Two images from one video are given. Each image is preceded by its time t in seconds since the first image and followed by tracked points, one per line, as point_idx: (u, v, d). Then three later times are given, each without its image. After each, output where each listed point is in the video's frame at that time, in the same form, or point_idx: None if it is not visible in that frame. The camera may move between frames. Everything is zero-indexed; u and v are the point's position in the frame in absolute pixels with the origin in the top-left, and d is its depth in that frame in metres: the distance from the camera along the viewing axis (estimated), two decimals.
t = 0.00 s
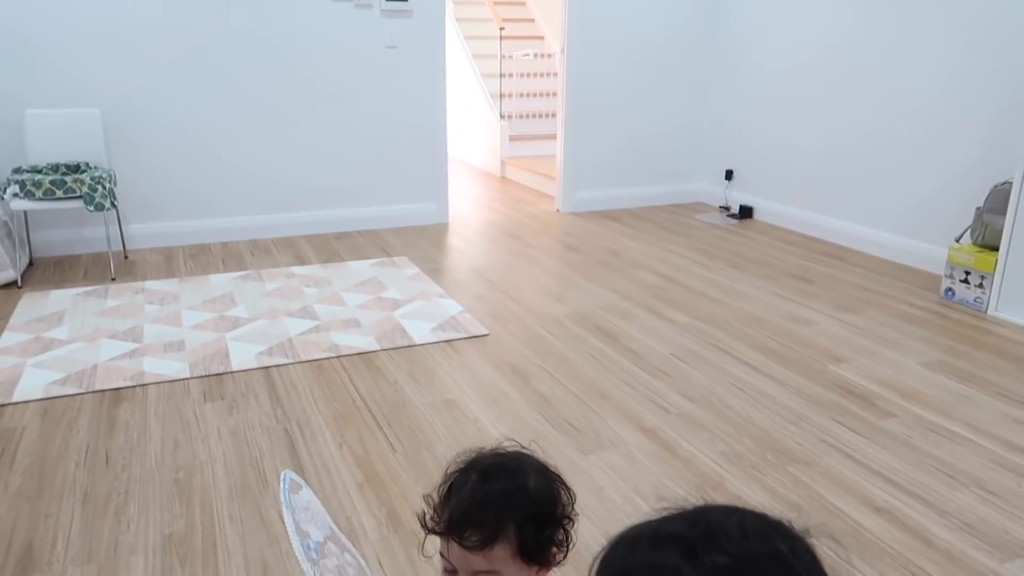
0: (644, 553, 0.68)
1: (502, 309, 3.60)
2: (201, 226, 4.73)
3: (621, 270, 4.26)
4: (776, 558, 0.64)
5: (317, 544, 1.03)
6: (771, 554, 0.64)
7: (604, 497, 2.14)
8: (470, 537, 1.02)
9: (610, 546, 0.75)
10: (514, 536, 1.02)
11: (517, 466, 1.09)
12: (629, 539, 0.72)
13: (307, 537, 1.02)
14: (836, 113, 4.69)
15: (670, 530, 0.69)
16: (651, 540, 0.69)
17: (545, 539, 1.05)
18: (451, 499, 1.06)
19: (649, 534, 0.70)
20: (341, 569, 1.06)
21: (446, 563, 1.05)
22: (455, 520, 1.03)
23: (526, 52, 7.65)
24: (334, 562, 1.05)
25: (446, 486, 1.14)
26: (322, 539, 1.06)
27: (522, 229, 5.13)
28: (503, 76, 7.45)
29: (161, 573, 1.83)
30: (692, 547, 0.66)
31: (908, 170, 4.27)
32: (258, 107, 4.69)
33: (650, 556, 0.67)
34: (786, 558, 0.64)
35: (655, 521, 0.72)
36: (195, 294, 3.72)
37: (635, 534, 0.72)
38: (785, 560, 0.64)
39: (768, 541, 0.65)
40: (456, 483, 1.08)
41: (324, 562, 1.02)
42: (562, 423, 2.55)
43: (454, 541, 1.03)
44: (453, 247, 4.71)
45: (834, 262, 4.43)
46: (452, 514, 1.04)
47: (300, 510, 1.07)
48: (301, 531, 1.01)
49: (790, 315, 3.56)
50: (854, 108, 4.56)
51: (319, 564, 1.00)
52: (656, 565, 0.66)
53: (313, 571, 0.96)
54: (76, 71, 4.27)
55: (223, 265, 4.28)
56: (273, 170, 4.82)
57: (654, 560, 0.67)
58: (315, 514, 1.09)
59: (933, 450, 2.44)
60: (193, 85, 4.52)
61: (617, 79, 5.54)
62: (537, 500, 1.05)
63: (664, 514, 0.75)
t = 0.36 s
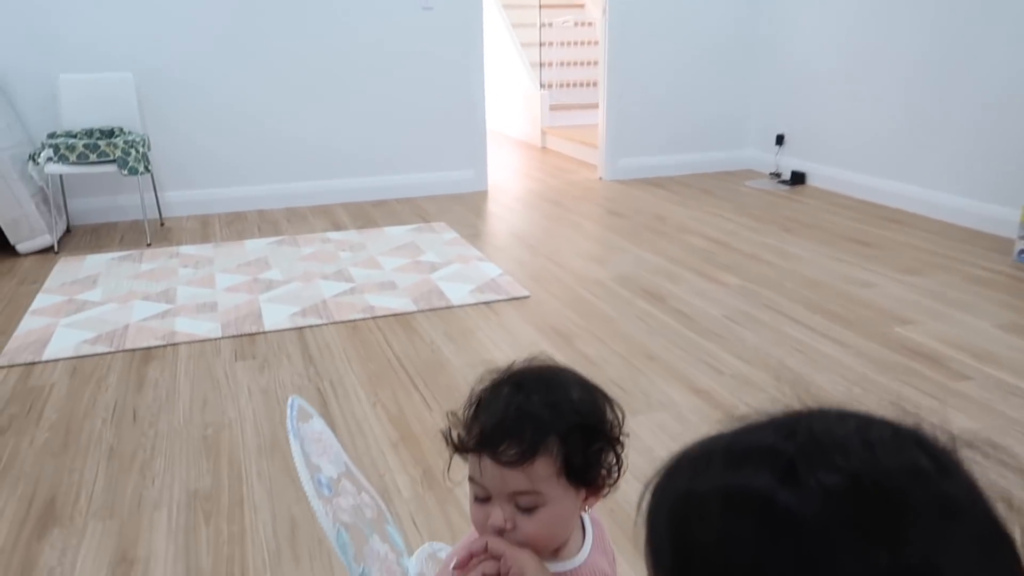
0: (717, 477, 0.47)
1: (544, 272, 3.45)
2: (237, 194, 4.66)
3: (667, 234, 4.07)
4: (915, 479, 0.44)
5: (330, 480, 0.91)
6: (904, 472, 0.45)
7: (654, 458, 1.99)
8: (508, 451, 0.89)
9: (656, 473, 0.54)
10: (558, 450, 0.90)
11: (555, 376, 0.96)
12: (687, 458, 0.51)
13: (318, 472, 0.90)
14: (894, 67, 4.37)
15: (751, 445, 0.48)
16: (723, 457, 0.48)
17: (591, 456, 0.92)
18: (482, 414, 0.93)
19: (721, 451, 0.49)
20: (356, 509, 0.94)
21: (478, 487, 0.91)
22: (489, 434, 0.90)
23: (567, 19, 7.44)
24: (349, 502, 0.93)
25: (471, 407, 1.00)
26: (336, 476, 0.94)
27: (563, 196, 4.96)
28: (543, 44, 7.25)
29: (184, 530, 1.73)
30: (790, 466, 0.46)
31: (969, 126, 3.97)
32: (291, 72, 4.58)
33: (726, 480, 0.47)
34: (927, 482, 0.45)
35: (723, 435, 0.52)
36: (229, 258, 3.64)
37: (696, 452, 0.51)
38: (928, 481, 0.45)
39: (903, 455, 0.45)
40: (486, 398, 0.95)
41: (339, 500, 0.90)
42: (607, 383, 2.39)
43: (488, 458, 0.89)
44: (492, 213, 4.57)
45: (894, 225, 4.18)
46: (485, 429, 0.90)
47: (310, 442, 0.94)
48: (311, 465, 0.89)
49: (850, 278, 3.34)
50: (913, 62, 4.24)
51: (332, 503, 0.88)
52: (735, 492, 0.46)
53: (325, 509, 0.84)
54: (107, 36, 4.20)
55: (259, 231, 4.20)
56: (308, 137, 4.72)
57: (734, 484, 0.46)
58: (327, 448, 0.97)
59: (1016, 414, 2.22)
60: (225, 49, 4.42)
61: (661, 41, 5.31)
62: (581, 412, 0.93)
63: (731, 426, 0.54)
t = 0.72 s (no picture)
0: (746, 356, 0.42)
1: (567, 220, 3.37)
2: (259, 140, 4.61)
3: (696, 184, 3.96)
4: (993, 346, 0.38)
5: (327, 394, 0.90)
6: (987, 337, 0.38)
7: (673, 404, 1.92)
8: (526, 342, 0.83)
9: (668, 360, 0.48)
10: (578, 346, 0.84)
11: (574, 277, 0.90)
12: (710, 339, 0.45)
13: (315, 385, 0.89)
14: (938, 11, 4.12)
15: (787, 318, 0.42)
16: (754, 334, 0.42)
17: (610, 359, 0.87)
18: (498, 306, 0.86)
19: (750, 327, 0.43)
20: (356, 424, 0.93)
21: (489, 383, 0.85)
22: (506, 324, 0.84)
23: None
24: (348, 417, 0.92)
25: (478, 313, 0.94)
26: (334, 390, 0.93)
27: (590, 146, 4.85)
28: None
29: (193, 462, 1.71)
30: (837, 336, 0.39)
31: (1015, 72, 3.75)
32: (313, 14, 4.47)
33: (759, 357, 0.41)
34: (1003, 346, 0.38)
35: (748, 311, 0.45)
36: (250, 202, 3.61)
37: (720, 332, 0.45)
38: (1012, 345, 0.38)
39: (986, 320, 0.39)
40: (501, 295, 0.89)
41: (337, 415, 0.90)
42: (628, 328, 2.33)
43: (504, 349, 0.83)
44: (517, 162, 4.48)
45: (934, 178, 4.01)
46: (502, 320, 0.84)
47: (308, 354, 0.94)
48: (307, 377, 0.88)
49: (885, 230, 3.21)
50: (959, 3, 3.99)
51: (330, 417, 0.87)
52: (768, 370, 0.40)
53: (321, 423, 0.84)
54: None
55: (280, 176, 4.16)
56: (331, 82, 4.64)
57: (766, 361, 0.40)
58: (326, 362, 0.96)
59: None
60: None
61: None
62: (601, 313, 0.87)
63: (752, 301, 0.48)
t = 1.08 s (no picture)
0: (790, 282, 0.41)
1: (580, 197, 3.34)
2: (272, 117, 4.59)
3: (712, 162, 3.91)
4: None
5: (324, 361, 0.88)
6: None
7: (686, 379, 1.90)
8: (562, 281, 0.82)
9: (703, 294, 0.48)
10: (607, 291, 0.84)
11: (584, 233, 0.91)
12: (749, 269, 0.44)
13: (312, 351, 0.88)
14: None
15: (832, 244, 0.41)
16: (798, 260, 0.41)
17: (629, 309, 0.87)
18: (524, 249, 0.84)
19: (794, 252, 0.42)
20: (354, 393, 0.91)
21: (520, 324, 0.82)
22: (541, 263, 0.82)
23: None
24: (346, 385, 0.91)
25: (479, 264, 0.91)
26: (331, 358, 0.92)
27: (605, 124, 4.79)
28: None
29: (204, 433, 1.72)
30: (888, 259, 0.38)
31: None
32: None
33: (805, 282, 0.40)
34: None
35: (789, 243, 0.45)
36: (262, 178, 3.60)
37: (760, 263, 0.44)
38: None
39: None
40: (519, 242, 0.87)
41: (335, 382, 0.88)
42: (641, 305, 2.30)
43: (538, 288, 0.81)
44: (530, 140, 4.44)
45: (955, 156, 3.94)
46: (532, 260, 0.82)
47: (305, 322, 0.92)
48: (304, 344, 0.87)
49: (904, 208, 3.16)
50: None
51: (327, 384, 0.85)
52: (813, 297, 0.39)
53: (318, 389, 0.82)
54: None
55: (293, 154, 4.14)
56: (343, 59, 4.61)
57: (813, 285, 0.40)
58: (322, 330, 0.94)
59: None
60: None
61: None
62: (620, 265, 0.88)
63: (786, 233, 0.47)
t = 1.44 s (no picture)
0: (804, 235, 0.42)
1: (587, 171, 3.32)
2: (276, 90, 4.56)
3: (720, 136, 3.88)
4: None
5: (329, 329, 0.90)
6: None
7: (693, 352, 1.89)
8: (554, 244, 0.80)
9: (718, 248, 0.49)
10: (598, 253, 0.82)
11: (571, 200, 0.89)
12: (762, 223, 0.46)
13: (316, 319, 0.89)
14: None
15: (846, 196, 0.42)
16: (812, 213, 0.43)
17: (620, 271, 0.86)
18: (514, 214, 0.83)
19: (806, 206, 0.43)
20: (359, 360, 0.93)
21: (514, 288, 0.79)
22: (533, 225, 0.80)
23: None
24: (351, 352, 0.92)
25: (467, 237, 0.88)
26: (338, 325, 0.93)
27: (611, 98, 4.75)
28: None
29: (211, 405, 1.72)
30: (899, 209, 0.40)
31: None
32: None
33: (817, 236, 0.41)
34: None
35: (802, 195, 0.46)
36: (266, 152, 3.59)
37: (772, 217, 0.46)
38: None
39: None
40: (507, 209, 0.85)
41: (338, 350, 0.89)
42: (648, 278, 2.29)
43: (531, 251, 0.79)
44: (536, 113, 4.41)
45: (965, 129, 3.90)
46: (523, 224, 0.80)
47: (312, 289, 0.93)
48: (307, 312, 0.88)
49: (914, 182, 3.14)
50: None
51: (330, 352, 0.87)
52: (828, 251, 0.41)
53: (319, 357, 0.84)
54: None
55: (298, 127, 4.12)
56: (348, 31, 4.56)
57: (825, 240, 0.41)
58: (330, 297, 0.95)
59: None
60: None
61: None
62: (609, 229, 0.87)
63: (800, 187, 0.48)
